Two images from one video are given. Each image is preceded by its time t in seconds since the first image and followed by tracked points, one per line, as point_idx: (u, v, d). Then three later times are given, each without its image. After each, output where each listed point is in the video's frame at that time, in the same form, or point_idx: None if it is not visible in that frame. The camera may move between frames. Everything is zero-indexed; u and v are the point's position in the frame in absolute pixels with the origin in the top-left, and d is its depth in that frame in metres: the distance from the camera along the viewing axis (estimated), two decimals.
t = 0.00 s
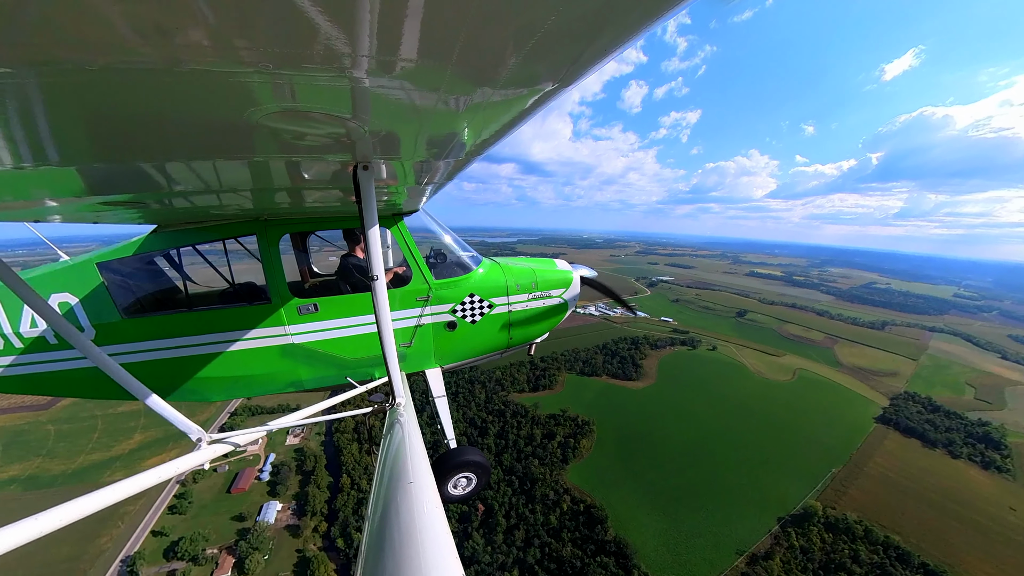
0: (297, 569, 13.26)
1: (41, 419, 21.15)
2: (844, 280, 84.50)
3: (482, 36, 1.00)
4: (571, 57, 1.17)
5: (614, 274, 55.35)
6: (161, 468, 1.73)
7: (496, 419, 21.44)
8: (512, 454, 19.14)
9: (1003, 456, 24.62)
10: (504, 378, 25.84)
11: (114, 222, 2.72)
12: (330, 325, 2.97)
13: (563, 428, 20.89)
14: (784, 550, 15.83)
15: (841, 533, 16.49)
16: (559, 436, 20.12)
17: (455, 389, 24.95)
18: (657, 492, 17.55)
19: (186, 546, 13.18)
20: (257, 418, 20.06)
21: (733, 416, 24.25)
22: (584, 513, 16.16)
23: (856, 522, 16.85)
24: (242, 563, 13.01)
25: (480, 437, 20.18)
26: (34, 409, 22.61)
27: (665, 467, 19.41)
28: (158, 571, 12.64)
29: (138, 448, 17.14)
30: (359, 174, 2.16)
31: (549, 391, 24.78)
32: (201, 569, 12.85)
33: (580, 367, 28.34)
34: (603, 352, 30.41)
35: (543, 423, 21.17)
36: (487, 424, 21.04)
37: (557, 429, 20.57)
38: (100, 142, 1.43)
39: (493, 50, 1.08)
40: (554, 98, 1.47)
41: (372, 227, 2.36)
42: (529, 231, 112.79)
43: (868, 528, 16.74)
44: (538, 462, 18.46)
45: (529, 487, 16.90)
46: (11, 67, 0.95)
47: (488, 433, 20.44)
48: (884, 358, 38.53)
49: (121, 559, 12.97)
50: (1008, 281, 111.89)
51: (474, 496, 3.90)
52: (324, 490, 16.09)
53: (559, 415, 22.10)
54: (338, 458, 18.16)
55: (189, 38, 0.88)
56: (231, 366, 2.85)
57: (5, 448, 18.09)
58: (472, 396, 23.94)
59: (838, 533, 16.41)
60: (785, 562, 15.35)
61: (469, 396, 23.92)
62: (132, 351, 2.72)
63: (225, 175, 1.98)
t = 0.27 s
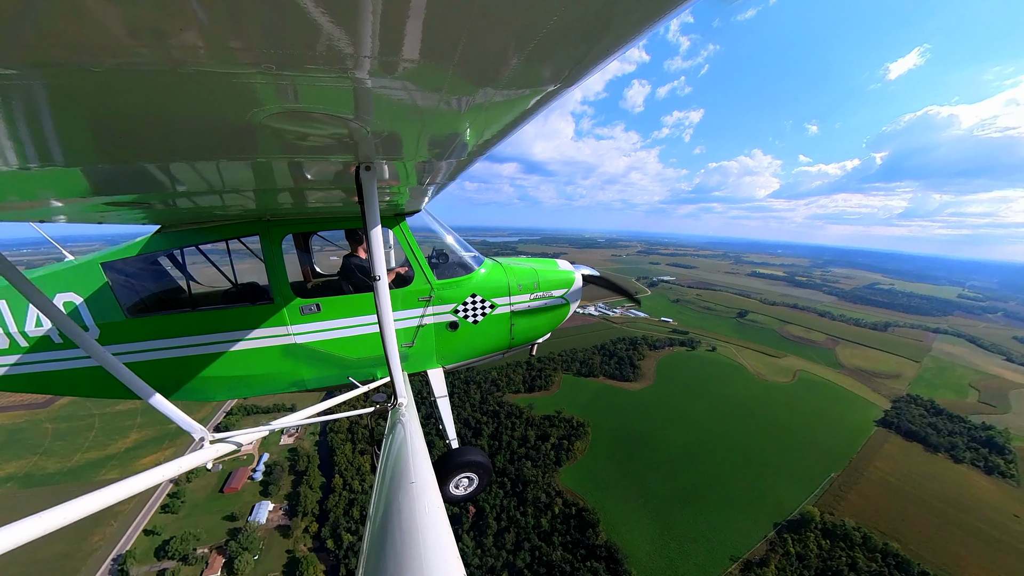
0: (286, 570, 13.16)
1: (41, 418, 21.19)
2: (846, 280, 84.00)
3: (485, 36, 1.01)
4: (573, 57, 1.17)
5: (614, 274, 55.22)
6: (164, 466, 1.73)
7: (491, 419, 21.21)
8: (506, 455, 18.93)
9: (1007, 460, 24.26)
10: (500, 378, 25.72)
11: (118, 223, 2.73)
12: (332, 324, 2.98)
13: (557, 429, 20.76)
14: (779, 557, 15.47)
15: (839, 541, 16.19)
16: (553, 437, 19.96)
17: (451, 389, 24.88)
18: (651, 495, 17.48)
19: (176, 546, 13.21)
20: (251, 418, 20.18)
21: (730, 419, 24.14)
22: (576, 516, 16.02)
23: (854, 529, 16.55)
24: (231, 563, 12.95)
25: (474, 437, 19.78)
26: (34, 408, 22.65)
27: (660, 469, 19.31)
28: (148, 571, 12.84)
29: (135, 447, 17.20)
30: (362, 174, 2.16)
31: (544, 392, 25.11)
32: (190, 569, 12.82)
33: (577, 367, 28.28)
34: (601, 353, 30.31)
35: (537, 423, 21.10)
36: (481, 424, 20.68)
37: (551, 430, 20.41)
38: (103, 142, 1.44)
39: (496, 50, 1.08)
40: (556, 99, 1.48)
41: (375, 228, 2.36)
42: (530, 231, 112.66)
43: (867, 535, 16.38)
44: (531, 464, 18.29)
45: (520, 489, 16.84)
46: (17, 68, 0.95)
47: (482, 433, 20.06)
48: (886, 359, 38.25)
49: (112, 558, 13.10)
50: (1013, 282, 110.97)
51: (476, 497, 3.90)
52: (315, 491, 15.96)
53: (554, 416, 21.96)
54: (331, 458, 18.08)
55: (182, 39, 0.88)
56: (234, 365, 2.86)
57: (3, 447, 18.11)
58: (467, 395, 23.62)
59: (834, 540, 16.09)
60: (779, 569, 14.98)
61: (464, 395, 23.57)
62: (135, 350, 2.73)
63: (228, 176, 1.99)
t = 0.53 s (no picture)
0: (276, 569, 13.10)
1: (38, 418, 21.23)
2: (849, 280, 83.44)
3: (489, 36, 1.01)
4: (576, 57, 1.17)
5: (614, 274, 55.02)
6: (168, 465, 1.74)
7: (485, 421, 21.07)
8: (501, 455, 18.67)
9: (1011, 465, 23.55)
10: (496, 379, 25.51)
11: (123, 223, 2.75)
12: (335, 324, 2.99)
13: (552, 432, 20.56)
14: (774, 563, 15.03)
15: (836, 548, 15.87)
16: (546, 438, 19.75)
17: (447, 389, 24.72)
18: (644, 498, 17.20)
19: (167, 544, 13.15)
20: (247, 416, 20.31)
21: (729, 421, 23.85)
22: (567, 520, 15.74)
23: (852, 537, 16.15)
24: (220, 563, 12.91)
25: (467, 439, 19.57)
26: (32, 406, 22.67)
27: (656, 472, 19.05)
28: (139, 569, 12.89)
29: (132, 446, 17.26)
30: (365, 174, 2.17)
31: (540, 393, 24.93)
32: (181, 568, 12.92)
33: (574, 368, 28.05)
34: (599, 353, 29.99)
35: (532, 424, 20.92)
36: (475, 426, 20.52)
37: (545, 432, 20.23)
38: (109, 143, 1.45)
39: (498, 51, 1.08)
40: (558, 99, 1.48)
41: (377, 228, 2.37)
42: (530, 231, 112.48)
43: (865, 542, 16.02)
44: (525, 465, 17.92)
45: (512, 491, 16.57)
46: (24, 71, 0.97)
47: (476, 435, 19.82)
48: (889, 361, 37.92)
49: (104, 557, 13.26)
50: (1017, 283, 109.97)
51: (478, 497, 3.90)
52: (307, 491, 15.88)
53: (549, 418, 21.81)
54: (324, 458, 17.97)
55: (177, 40, 0.89)
56: (238, 364, 2.88)
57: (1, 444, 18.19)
58: (462, 396, 23.50)
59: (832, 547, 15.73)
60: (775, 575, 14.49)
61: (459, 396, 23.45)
62: (139, 349, 2.75)
63: (232, 176, 2.00)
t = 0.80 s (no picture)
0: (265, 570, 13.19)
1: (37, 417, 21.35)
2: (851, 281, 82.91)
3: (493, 38, 1.01)
4: (578, 58, 1.17)
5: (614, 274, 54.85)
6: (172, 463, 1.75)
7: (479, 422, 20.77)
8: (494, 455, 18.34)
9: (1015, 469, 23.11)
10: (490, 381, 25.25)
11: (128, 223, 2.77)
12: (338, 324, 3.00)
13: (545, 433, 20.24)
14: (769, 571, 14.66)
15: (833, 553, 15.42)
16: (541, 439, 19.47)
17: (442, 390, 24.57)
18: (638, 502, 16.95)
19: (158, 543, 13.26)
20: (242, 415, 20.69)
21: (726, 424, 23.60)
22: (558, 522, 15.48)
23: (850, 542, 15.68)
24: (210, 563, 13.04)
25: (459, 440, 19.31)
26: (31, 404, 22.79)
27: (651, 474, 18.84)
28: (129, 568, 12.88)
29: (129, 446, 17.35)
30: (368, 175, 2.18)
31: (535, 394, 24.55)
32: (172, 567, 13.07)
33: (570, 368, 27.74)
34: (596, 355, 29.69)
35: (526, 426, 20.42)
36: (468, 427, 20.18)
37: (539, 433, 19.95)
38: (115, 144, 1.47)
39: (502, 51, 1.08)
40: (561, 99, 1.47)
41: (380, 228, 2.37)
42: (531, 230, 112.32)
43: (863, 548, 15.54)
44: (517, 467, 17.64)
45: (503, 493, 16.36)
46: (32, 73, 0.98)
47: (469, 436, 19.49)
48: (891, 362, 37.62)
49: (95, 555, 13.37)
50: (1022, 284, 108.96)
51: (480, 497, 3.90)
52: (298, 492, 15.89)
53: (543, 419, 21.57)
54: (317, 458, 17.92)
55: (170, 42, 0.89)
56: (241, 364, 2.89)
57: None
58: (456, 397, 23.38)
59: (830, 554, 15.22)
60: None
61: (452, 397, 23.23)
62: (143, 349, 2.77)
63: (236, 177, 2.02)
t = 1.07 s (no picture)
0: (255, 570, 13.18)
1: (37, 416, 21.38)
2: (853, 281, 82.44)
3: (496, 37, 1.01)
4: (582, 55, 1.16)
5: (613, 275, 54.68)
6: (175, 462, 1.77)
7: (473, 422, 20.52)
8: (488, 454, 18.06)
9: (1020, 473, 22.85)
10: (486, 380, 25.18)
11: (134, 223, 2.80)
12: (341, 323, 3.01)
13: (539, 434, 20.18)
14: None
15: (829, 561, 15.10)
16: (534, 441, 19.42)
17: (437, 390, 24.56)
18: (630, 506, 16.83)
19: (149, 543, 13.58)
20: (237, 415, 20.94)
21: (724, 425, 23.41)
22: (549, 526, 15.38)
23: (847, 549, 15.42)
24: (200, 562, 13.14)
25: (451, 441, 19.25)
26: (29, 403, 22.93)
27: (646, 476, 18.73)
28: (120, 567, 13.10)
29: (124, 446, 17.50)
30: (371, 174, 2.18)
31: (531, 395, 24.34)
32: (161, 566, 13.18)
33: (567, 369, 27.78)
34: (594, 355, 29.63)
35: (520, 428, 20.30)
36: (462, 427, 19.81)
37: (533, 435, 19.84)
38: (119, 144, 1.48)
39: (505, 50, 1.08)
40: (564, 98, 1.48)
41: (384, 228, 2.38)
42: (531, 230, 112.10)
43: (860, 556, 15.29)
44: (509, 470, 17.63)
45: (494, 495, 16.28)
46: (37, 74, 0.99)
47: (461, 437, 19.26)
48: (893, 363, 37.35)
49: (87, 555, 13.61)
50: None
51: (482, 496, 3.91)
52: (291, 493, 15.99)
53: (536, 419, 21.36)
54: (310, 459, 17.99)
55: (166, 43, 0.89)
56: (246, 362, 2.91)
57: None
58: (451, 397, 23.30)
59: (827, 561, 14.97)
60: None
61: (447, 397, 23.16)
62: (150, 347, 2.80)
63: (240, 176, 2.02)
